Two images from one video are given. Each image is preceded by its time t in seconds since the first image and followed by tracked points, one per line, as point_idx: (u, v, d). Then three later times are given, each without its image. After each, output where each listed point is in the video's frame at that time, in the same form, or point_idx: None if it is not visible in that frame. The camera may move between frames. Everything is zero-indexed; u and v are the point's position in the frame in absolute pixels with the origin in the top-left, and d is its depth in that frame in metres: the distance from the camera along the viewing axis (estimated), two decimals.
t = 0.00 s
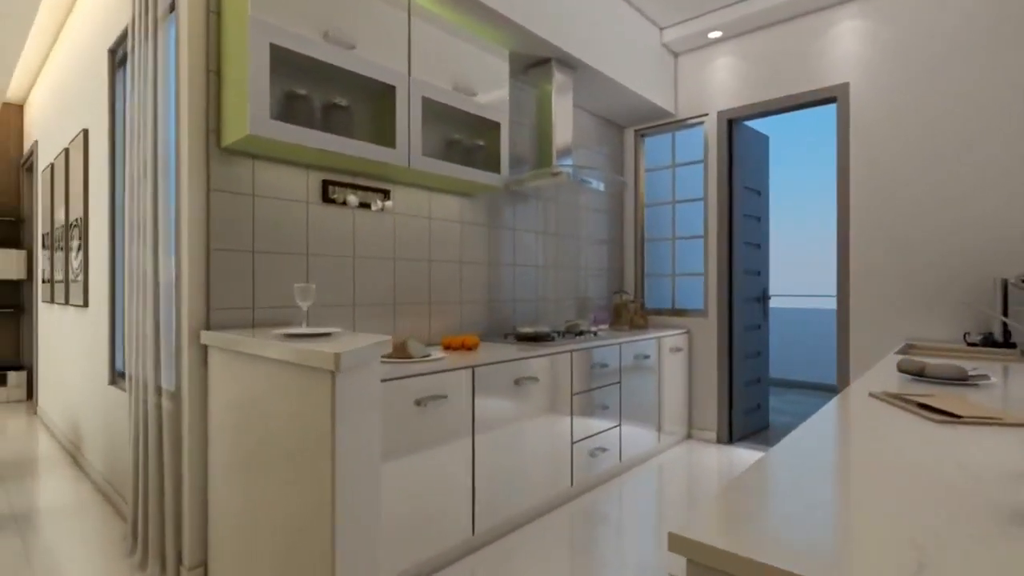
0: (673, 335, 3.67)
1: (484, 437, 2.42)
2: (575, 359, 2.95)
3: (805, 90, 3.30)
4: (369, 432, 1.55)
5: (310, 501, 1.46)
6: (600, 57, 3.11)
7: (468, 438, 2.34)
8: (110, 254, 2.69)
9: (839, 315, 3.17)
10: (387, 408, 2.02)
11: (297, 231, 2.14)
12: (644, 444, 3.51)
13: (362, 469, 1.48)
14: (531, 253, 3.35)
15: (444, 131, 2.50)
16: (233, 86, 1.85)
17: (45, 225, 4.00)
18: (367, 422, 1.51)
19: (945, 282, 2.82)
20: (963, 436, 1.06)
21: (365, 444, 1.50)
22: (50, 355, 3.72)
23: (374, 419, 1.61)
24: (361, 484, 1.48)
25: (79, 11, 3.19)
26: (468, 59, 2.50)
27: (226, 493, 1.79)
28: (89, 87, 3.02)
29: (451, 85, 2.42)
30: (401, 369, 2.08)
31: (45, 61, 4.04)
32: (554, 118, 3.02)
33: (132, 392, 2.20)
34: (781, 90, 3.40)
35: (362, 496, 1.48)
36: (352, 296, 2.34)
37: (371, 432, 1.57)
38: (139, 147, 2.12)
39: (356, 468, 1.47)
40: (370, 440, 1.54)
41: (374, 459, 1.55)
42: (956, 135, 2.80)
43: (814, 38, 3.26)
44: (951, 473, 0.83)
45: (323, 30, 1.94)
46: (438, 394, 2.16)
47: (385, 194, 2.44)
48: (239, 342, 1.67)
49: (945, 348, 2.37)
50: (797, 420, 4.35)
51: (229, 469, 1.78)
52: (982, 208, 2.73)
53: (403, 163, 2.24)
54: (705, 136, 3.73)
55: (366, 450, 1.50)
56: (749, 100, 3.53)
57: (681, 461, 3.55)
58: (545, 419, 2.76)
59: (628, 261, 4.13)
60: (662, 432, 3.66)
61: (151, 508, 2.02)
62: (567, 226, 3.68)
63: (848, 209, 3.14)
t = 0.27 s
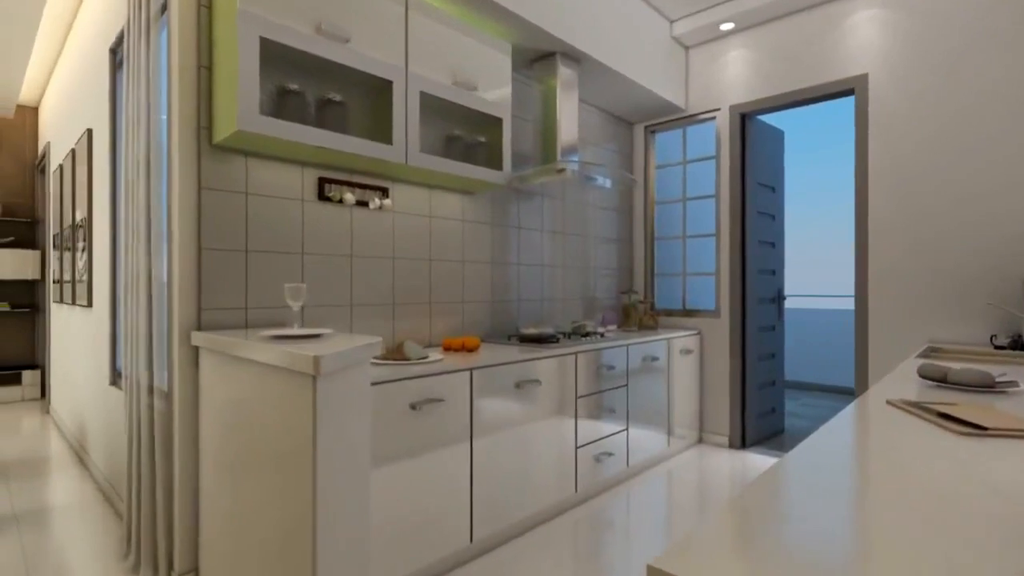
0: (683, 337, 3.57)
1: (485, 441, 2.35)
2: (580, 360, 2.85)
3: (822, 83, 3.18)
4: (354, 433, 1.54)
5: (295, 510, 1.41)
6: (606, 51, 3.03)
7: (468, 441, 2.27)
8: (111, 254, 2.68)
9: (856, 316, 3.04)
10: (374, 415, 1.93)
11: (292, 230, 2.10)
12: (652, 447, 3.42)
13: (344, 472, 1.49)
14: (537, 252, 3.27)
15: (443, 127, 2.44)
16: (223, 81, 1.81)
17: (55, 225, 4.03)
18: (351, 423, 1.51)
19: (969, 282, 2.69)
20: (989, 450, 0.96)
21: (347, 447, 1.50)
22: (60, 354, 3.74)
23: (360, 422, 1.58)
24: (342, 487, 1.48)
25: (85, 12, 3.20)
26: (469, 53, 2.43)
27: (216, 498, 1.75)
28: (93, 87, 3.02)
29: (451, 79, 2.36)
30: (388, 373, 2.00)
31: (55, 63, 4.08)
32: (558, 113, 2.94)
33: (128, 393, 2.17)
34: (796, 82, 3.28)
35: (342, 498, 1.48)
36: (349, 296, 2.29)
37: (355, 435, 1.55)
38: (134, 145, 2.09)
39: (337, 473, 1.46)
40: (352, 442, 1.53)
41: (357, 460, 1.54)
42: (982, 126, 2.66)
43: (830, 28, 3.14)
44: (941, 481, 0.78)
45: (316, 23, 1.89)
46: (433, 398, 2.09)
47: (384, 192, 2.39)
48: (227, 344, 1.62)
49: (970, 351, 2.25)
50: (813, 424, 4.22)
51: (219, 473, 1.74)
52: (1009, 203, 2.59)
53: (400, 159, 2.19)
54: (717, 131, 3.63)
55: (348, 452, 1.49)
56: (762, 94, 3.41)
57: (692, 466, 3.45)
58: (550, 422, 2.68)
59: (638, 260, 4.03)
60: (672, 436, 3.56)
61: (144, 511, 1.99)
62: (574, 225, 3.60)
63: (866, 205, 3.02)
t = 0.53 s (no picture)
0: (697, 338, 3.45)
1: (485, 446, 2.27)
2: (588, 362, 2.76)
3: (843, 73, 3.04)
4: (335, 439, 1.49)
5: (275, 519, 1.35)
6: (615, 43, 2.93)
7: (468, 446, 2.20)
8: (113, 254, 2.67)
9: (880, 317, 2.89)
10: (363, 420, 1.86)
11: (286, 228, 2.05)
12: (664, 453, 3.30)
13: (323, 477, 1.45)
14: (544, 251, 3.19)
15: (443, 122, 2.38)
16: (213, 76, 1.76)
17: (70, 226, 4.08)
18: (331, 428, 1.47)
19: (1003, 282, 2.52)
20: None
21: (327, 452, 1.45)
22: (73, 354, 3.78)
23: (345, 426, 1.53)
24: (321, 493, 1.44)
25: (94, 14, 3.22)
26: (470, 46, 2.36)
27: (204, 504, 1.70)
28: (101, 87, 3.03)
29: (451, 73, 2.28)
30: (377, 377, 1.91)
31: (70, 66, 4.13)
32: (565, 108, 2.85)
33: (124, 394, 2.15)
34: (815, 73, 3.14)
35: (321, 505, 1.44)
36: (346, 296, 2.23)
37: (337, 440, 1.49)
38: (129, 142, 2.06)
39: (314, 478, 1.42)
40: (333, 447, 1.48)
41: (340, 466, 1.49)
42: (1017, 116, 2.50)
43: (852, 15, 2.99)
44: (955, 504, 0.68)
45: (308, 17, 1.83)
46: (428, 401, 2.01)
47: (383, 190, 2.33)
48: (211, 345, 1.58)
49: (1004, 355, 2.09)
50: (835, 430, 4.05)
51: (206, 478, 1.69)
52: None
53: (397, 156, 2.12)
54: (733, 126, 3.50)
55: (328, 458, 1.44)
56: (780, 85, 3.27)
57: (706, 473, 3.32)
58: (555, 427, 2.59)
59: (650, 259, 3.91)
60: (685, 441, 3.44)
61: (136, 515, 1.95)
62: (583, 223, 3.51)
63: (890, 201, 2.86)
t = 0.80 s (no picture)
0: (712, 340, 3.33)
1: (487, 451, 2.19)
2: (596, 364, 2.66)
3: (867, 61, 2.88)
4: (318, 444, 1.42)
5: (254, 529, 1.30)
6: (625, 34, 2.82)
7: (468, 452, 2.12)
8: (117, 254, 2.66)
9: (908, 318, 2.73)
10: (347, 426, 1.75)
11: (281, 227, 2.01)
12: (678, 459, 3.17)
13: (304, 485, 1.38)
14: (552, 249, 3.10)
15: (443, 117, 2.31)
16: (202, 70, 1.72)
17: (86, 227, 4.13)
18: (313, 434, 1.40)
19: None
20: None
21: (309, 458, 1.39)
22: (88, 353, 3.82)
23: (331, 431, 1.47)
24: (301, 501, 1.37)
25: (105, 16, 3.24)
26: (471, 38, 2.28)
27: (193, 509, 1.66)
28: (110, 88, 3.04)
29: (451, 66, 2.22)
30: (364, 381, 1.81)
31: (88, 69, 4.19)
32: (572, 103, 2.76)
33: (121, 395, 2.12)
34: (838, 62, 2.98)
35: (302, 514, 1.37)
36: (344, 297, 2.18)
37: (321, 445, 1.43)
38: (124, 139, 2.04)
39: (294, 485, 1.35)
40: (317, 453, 1.42)
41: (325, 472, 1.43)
42: None
43: None
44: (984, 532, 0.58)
45: (300, 10, 1.78)
46: (421, 406, 1.92)
47: (382, 187, 2.28)
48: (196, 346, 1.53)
49: None
50: (859, 436, 3.87)
51: (195, 482, 1.65)
52: None
53: (394, 152, 2.06)
54: (750, 119, 3.36)
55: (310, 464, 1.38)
56: (800, 76, 3.13)
57: (722, 480, 3.19)
58: (562, 431, 2.49)
59: (664, 258, 3.79)
60: (700, 447, 3.31)
61: (131, 518, 1.92)
62: (594, 222, 3.41)
63: (919, 195, 2.70)
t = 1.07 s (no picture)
0: (726, 342, 3.21)
1: (488, 456, 2.12)
2: (603, 367, 2.58)
3: (891, 49, 2.74)
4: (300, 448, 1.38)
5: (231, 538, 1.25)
6: (634, 26, 2.74)
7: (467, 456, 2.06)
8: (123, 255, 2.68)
9: (935, 320, 2.58)
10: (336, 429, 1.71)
11: (277, 226, 1.98)
12: (690, 465, 3.07)
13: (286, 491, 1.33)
14: (560, 248, 3.02)
15: (444, 113, 2.26)
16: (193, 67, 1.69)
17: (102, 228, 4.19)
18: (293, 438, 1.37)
19: None
20: None
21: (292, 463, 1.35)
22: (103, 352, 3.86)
23: (317, 436, 1.42)
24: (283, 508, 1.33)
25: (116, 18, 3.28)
26: (473, 31, 2.22)
27: (183, 512, 1.64)
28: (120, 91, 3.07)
29: (451, 61, 2.16)
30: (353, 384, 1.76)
31: (104, 72, 4.25)
32: (579, 97, 2.68)
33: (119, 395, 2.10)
34: (860, 52, 2.85)
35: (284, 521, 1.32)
36: (342, 297, 2.14)
37: (306, 450, 1.39)
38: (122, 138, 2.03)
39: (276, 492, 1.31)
40: (300, 458, 1.37)
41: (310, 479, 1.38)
42: None
43: None
44: (1004, 565, 0.49)
45: (294, 4, 1.74)
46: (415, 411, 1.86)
47: (382, 185, 2.23)
48: (182, 348, 1.50)
49: None
50: (883, 442, 3.72)
51: (184, 485, 1.63)
52: None
53: (391, 149, 2.02)
54: (767, 112, 3.24)
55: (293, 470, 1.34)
56: (820, 66, 3.00)
57: (737, 487, 3.08)
58: (567, 436, 2.42)
59: (677, 257, 3.69)
60: (714, 452, 3.20)
61: (127, 520, 1.91)
62: (604, 220, 3.32)
63: (946, 190, 2.55)
